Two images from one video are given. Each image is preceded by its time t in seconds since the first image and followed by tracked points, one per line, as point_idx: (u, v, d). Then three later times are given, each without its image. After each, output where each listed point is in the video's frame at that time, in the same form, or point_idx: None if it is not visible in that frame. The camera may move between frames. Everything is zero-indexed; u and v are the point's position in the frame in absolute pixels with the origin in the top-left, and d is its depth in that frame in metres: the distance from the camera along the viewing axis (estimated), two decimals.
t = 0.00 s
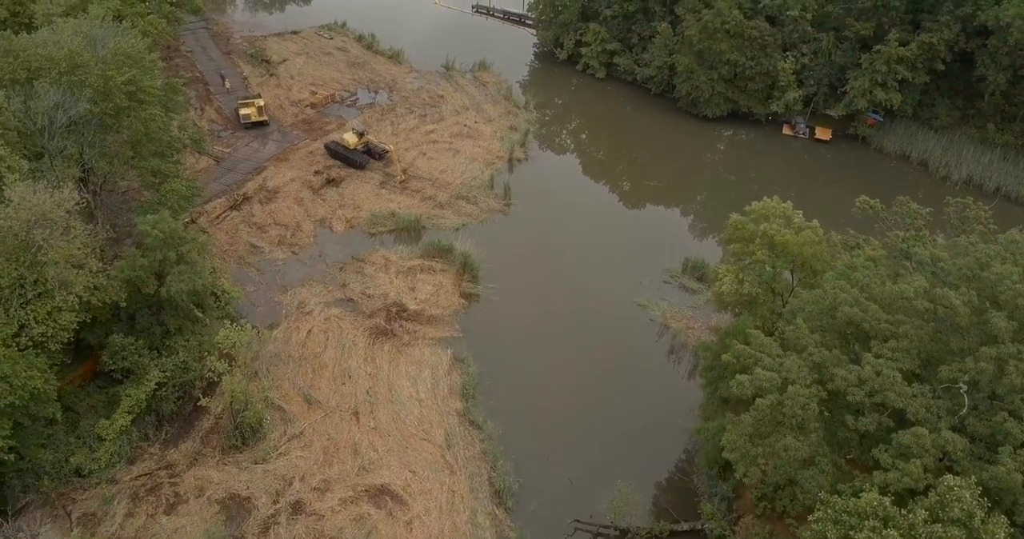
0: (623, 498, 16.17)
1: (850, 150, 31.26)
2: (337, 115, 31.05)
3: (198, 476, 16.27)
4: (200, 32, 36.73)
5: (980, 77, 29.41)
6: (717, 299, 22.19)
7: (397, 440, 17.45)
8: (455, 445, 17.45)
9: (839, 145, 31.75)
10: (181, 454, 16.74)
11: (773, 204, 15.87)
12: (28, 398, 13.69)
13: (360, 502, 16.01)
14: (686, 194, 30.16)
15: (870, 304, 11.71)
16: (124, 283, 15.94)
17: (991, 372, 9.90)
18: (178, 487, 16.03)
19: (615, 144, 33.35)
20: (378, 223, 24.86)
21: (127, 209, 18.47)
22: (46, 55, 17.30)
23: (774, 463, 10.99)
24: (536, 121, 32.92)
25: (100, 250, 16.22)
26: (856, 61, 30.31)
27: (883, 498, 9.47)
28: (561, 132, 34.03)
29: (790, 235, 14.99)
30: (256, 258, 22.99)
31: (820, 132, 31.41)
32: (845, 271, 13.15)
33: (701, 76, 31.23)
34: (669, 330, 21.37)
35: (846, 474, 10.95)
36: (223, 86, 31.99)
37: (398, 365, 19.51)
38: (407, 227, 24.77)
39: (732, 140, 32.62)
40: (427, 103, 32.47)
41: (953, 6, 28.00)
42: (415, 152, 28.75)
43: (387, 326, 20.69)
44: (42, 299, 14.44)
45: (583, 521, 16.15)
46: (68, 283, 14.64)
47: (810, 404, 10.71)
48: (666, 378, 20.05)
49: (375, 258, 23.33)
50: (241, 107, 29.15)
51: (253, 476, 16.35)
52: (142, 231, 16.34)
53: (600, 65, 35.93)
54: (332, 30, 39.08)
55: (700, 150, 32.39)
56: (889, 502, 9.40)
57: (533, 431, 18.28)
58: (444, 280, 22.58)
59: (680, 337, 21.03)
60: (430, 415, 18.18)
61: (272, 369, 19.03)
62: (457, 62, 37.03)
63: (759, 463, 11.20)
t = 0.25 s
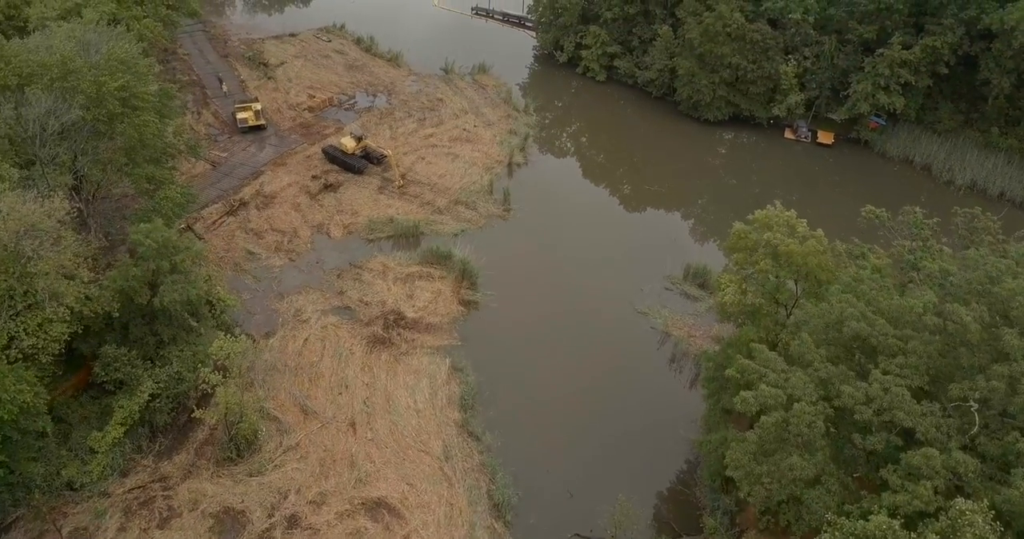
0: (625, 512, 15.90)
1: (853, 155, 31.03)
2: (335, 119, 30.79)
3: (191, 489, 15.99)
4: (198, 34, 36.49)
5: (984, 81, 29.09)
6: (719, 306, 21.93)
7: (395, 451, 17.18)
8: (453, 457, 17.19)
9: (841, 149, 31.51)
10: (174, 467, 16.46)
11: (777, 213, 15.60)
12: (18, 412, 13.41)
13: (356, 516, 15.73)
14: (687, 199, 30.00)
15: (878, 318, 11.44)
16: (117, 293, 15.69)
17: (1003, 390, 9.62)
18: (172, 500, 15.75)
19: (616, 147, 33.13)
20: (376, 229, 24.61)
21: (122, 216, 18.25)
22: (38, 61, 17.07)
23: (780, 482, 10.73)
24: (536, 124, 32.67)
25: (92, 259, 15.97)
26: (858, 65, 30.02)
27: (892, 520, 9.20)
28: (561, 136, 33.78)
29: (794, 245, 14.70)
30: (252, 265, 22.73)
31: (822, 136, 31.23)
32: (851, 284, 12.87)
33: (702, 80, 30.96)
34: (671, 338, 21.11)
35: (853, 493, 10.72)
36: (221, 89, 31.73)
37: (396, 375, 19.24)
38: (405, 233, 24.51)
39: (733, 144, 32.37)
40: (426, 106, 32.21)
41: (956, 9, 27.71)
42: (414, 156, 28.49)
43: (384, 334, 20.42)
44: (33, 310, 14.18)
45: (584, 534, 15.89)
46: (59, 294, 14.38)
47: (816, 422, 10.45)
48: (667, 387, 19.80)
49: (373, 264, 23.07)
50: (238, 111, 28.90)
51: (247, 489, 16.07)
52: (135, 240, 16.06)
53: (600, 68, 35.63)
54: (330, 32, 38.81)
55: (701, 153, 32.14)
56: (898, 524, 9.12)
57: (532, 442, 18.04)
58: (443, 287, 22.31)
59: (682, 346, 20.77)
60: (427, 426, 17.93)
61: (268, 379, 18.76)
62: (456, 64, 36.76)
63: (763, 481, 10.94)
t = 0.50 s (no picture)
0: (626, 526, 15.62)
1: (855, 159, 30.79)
2: (334, 123, 30.51)
3: (185, 503, 15.70)
4: (195, 37, 36.22)
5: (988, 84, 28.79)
6: (721, 313, 21.67)
7: (392, 463, 16.90)
8: (451, 469, 16.92)
9: (843, 153, 31.25)
10: (168, 480, 16.19)
11: (780, 222, 15.32)
12: (9, 426, 13.15)
13: (352, 530, 15.44)
14: (689, 201, 29.79)
15: (885, 333, 11.16)
16: (109, 303, 15.43)
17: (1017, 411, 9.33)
18: (165, 514, 15.46)
19: (617, 151, 32.87)
20: (374, 234, 24.34)
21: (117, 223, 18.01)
22: (29, 67, 16.82)
23: (786, 503, 10.43)
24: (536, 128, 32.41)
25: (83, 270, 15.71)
26: (861, 68, 29.74)
27: None
28: (561, 139, 33.52)
29: (799, 255, 14.41)
30: (249, 272, 22.47)
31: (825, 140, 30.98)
32: (858, 296, 12.59)
33: (703, 83, 30.68)
34: (672, 346, 20.84)
35: (861, 514, 10.45)
36: (218, 93, 31.46)
37: (393, 384, 18.96)
38: (404, 239, 24.24)
39: (734, 147, 32.10)
40: (425, 110, 31.93)
41: (960, 12, 27.42)
42: (413, 161, 28.22)
43: (382, 343, 20.14)
44: (23, 322, 13.93)
45: None
46: (49, 306, 14.13)
47: (823, 441, 10.17)
48: (669, 396, 19.56)
49: (370, 271, 22.80)
50: (235, 115, 28.64)
51: (242, 503, 15.78)
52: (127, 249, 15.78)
53: (600, 70, 35.33)
54: (329, 35, 38.53)
55: (702, 157, 31.88)
56: None
57: (532, 453, 17.82)
58: (441, 294, 22.02)
59: (684, 355, 20.50)
60: (425, 437, 17.65)
61: (264, 389, 18.48)
62: (455, 67, 36.49)
63: (769, 501, 10.65)
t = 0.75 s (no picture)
0: None
1: (857, 163, 30.58)
2: (332, 127, 30.24)
3: (178, 517, 15.39)
4: (192, 40, 35.95)
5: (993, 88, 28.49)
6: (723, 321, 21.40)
7: (390, 476, 16.61)
8: (450, 481, 16.65)
9: (846, 157, 30.98)
10: (162, 493, 15.89)
11: (784, 231, 15.05)
12: None
13: None
14: (690, 207, 29.58)
15: (894, 349, 10.88)
16: (102, 315, 15.17)
17: None
18: (158, 528, 15.15)
19: (618, 155, 32.64)
20: (372, 241, 24.07)
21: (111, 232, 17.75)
22: (21, 74, 16.57)
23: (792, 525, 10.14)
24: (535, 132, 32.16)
25: (75, 280, 15.45)
26: (864, 71, 29.48)
27: None
28: (561, 143, 33.25)
29: (803, 266, 14.14)
30: (245, 280, 22.21)
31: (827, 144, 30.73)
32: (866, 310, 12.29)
33: (705, 87, 30.41)
34: (674, 356, 20.56)
35: (870, 535, 10.16)
36: (215, 96, 31.19)
37: (391, 395, 18.68)
38: (402, 245, 23.97)
39: (736, 151, 31.85)
40: (424, 113, 31.67)
41: (965, 15, 27.09)
42: (411, 166, 27.95)
43: (379, 352, 19.87)
44: (14, 334, 13.69)
45: None
46: (40, 317, 13.88)
47: (830, 461, 9.90)
48: (671, 406, 19.29)
49: (368, 278, 22.53)
50: (232, 119, 28.37)
51: (236, 516, 15.48)
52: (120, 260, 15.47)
53: (601, 73, 35.03)
54: (327, 38, 38.26)
55: (703, 162, 31.64)
56: None
57: (532, 463, 17.59)
58: (440, 302, 21.73)
59: (686, 364, 20.23)
60: (423, 449, 17.37)
61: (261, 399, 18.21)
62: (455, 70, 36.21)
63: (775, 523, 10.37)
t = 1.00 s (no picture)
0: None
1: (860, 168, 30.33)
2: (330, 131, 29.98)
3: (171, 531, 15.10)
4: (190, 42, 35.71)
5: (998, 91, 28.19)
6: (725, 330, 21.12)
7: (387, 489, 16.33)
8: (448, 494, 16.38)
9: (849, 161, 30.70)
10: (155, 507, 15.60)
11: (788, 241, 14.76)
12: None
13: None
14: (691, 211, 29.35)
15: (902, 366, 10.59)
16: (94, 326, 14.91)
17: None
18: None
19: (618, 158, 32.38)
20: (371, 247, 23.80)
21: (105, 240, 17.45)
22: (12, 80, 16.31)
23: None
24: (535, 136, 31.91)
25: (67, 291, 15.19)
26: (867, 75, 29.20)
27: None
28: (562, 147, 32.98)
29: (809, 277, 13.86)
30: (242, 287, 21.95)
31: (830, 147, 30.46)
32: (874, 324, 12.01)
33: (706, 90, 30.10)
34: (676, 364, 20.29)
35: None
36: (212, 100, 30.94)
37: (388, 406, 18.40)
38: (401, 251, 23.69)
39: (737, 155, 31.58)
40: (423, 117, 31.41)
41: (969, 18, 26.76)
42: (410, 170, 27.68)
43: (377, 361, 19.59)
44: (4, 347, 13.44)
45: None
46: (29, 330, 13.62)
47: (838, 482, 9.61)
48: (672, 415, 19.03)
49: (366, 285, 22.25)
50: (229, 123, 28.10)
51: (231, 531, 15.19)
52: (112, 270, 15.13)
53: (602, 76, 34.74)
54: (325, 40, 38.00)
55: (705, 166, 31.39)
56: None
57: (529, 470, 17.43)
58: (438, 309, 21.45)
59: (688, 373, 19.95)
60: (421, 461, 17.08)
61: (257, 410, 17.94)
62: (454, 73, 35.93)
63: None
